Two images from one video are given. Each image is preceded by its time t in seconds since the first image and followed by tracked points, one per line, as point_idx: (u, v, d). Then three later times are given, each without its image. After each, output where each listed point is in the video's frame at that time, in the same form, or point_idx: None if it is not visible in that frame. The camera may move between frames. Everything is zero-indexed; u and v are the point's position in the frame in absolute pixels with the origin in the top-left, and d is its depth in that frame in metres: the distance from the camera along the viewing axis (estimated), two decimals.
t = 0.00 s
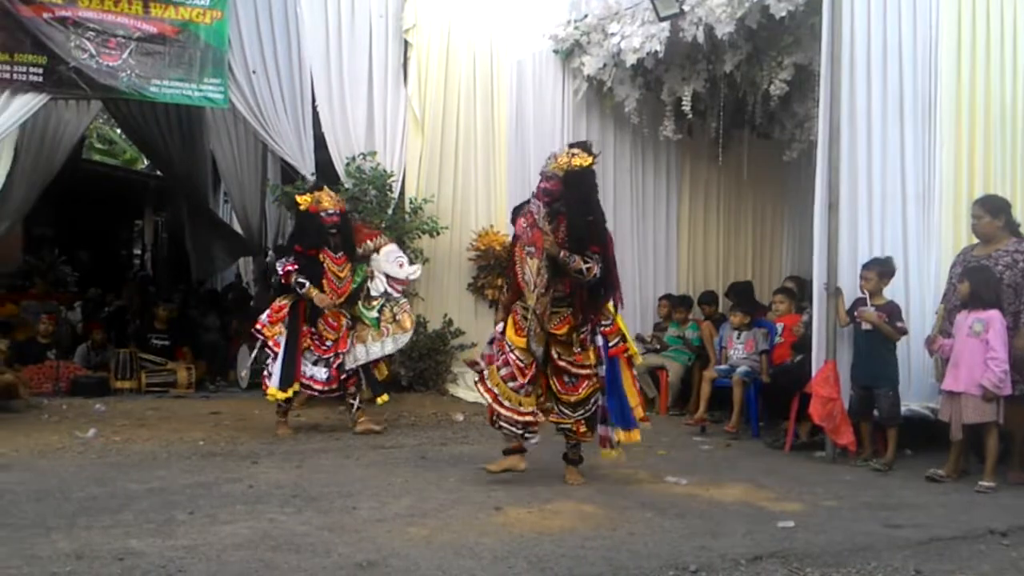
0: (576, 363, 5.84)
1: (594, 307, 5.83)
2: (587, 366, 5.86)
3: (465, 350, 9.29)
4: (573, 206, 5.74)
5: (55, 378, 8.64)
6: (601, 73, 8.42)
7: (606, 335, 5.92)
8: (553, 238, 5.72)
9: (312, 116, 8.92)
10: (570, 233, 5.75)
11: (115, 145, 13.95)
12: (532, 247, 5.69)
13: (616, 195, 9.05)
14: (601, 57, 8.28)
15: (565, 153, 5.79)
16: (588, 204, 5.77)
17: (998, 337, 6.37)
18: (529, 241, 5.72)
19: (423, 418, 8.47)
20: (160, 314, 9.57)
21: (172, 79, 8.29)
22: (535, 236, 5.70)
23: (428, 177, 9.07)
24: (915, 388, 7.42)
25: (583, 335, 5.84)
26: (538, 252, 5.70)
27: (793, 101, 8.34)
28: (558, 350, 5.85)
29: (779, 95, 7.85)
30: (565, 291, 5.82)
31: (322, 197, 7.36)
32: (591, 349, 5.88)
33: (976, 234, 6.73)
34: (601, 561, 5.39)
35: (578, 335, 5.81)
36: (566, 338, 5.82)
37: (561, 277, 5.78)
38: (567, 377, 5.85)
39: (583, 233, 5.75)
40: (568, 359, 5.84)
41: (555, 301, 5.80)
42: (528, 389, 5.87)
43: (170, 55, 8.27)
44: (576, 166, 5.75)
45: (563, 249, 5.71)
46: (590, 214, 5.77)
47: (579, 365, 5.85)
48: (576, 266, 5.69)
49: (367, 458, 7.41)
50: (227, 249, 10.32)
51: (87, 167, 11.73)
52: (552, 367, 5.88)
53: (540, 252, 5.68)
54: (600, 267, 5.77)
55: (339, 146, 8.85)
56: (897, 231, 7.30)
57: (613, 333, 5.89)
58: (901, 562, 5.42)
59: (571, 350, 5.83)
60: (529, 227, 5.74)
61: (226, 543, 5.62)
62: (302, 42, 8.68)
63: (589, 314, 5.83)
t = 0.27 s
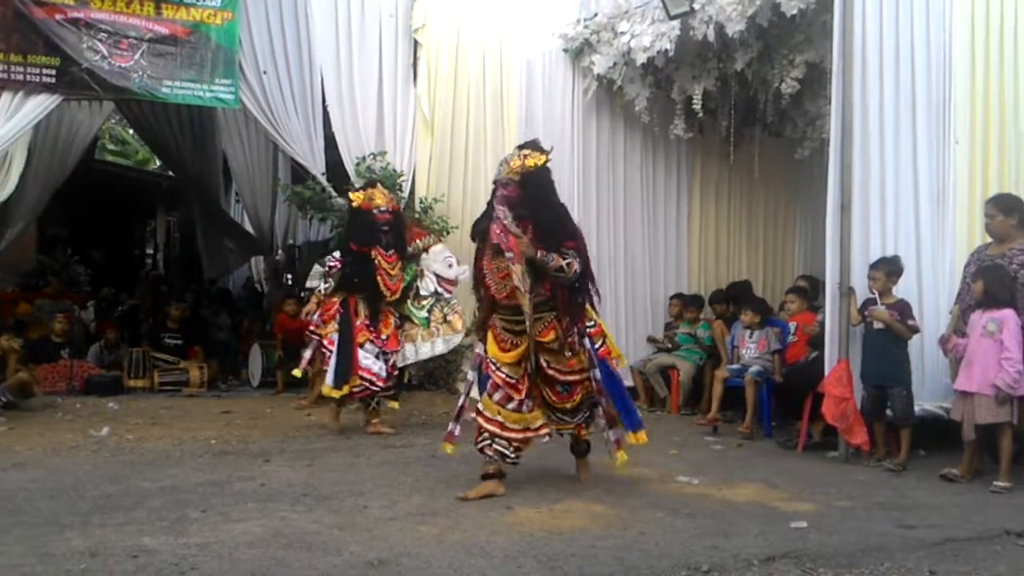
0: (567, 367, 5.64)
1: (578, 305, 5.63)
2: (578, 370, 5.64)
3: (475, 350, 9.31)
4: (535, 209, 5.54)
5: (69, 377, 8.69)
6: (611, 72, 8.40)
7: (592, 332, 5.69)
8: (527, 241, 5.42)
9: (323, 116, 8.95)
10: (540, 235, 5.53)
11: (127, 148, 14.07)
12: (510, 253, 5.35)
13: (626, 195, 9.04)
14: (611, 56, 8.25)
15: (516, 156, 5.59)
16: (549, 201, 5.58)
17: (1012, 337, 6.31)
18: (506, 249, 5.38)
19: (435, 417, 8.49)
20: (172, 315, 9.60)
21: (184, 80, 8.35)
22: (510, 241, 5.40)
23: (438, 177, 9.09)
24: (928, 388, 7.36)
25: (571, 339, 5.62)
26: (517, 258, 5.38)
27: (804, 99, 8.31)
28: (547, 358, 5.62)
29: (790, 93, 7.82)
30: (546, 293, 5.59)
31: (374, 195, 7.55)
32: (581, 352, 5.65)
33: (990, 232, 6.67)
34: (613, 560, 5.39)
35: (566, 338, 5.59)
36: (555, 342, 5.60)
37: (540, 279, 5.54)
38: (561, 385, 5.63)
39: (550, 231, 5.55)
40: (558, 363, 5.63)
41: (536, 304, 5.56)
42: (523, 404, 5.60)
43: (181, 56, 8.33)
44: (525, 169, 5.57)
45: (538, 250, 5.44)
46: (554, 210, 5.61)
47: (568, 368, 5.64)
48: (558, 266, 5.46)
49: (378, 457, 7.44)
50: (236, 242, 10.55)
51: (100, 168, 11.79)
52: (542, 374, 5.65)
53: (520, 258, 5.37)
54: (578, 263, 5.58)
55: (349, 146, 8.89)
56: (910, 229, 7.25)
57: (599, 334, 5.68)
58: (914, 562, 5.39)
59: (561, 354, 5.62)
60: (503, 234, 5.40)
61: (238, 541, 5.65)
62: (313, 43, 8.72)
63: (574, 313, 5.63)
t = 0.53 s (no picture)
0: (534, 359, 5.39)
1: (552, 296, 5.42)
2: (548, 360, 5.38)
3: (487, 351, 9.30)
4: (508, 195, 5.36)
5: (85, 376, 8.78)
6: (625, 72, 8.39)
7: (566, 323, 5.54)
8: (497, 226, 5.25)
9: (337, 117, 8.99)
10: (508, 221, 5.38)
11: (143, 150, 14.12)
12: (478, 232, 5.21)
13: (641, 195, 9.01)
14: (624, 55, 8.24)
15: (492, 141, 5.37)
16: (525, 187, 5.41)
17: None
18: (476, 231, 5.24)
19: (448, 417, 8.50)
20: (190, 313, 9.51)
21: (199, 80, 8.39)
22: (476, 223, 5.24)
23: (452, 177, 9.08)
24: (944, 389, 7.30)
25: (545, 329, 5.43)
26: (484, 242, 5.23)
27: (820, 98, 8.27)
28: (519, 348, 5.43)
29: (806, 92, 7.78)
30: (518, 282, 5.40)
31: (414, 198, 7.35)
32: (551, 341, 5.41)
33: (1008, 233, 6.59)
34: (627, 561, 5.37)
35: (540, 328, 5.36)
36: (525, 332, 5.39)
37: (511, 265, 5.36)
38: (531, 375, 5.38)
39: (523, 215, 5.39)
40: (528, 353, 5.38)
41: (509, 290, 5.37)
42: (494, 397, 5.44)
43: (197, 56, 8.38)
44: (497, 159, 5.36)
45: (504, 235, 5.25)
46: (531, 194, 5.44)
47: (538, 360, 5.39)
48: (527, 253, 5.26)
49: (391, 457, 7.45)
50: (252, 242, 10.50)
51: (116, 169, 11.82)
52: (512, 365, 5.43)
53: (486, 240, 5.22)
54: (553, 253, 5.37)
55: (363, 147, 8.89)
56: (927, 228, 7.20)
57: (575, 324, 5.57)
58: (930, 564, 5.35)
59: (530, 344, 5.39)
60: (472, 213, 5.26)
61: (253, 539, 5.67)
62: (327, 42, 8.75)
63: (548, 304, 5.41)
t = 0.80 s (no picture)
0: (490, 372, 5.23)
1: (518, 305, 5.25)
2: (506, 371, 5.22)
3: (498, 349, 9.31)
4: (476, 200, 5.12)
5: (102, 373, 8.90)
6: (636, 68, 8.28)
7: (531, 333, 5.29)
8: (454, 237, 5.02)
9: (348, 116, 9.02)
10: (475, 229, 5.13)
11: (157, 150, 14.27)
12: (421, 247, 5.06)
13: (654, 194, 8.95)
14: (636, 52, 8.12)
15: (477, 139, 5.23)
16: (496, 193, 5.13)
17: None
18: (417, 249, 5.08)
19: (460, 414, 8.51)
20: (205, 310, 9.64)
21: (212, 81, 8.45)
22: (423, 239, 5.06)
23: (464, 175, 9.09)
24: (962, 387, 7.19)
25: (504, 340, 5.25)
26: (432, 256, 5.10)
27: (835, 94, 8.15)
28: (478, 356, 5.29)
29: (821, 88, 7.70)
30: (484, 289, 5.29)
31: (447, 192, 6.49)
32: (512, 352, 5.24)
33: None
34: (638, 559, 5.36)
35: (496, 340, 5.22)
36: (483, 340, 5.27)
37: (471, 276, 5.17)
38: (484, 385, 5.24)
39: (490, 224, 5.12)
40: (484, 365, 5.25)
41: (460, 300, 5.27)
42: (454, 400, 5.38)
43: (210, 57, 8.44)
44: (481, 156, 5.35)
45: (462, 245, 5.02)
46: (497, 201, 5.14)
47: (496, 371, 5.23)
48: (484, 267, 5.04)
49: (403, 454, 7.48)
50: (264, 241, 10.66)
51: (131, 168, 11.91)
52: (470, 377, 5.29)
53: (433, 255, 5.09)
54: (521, 263, 5.11)
55: (376, 146, 8.93)
56: (945, 226, 7.08)
57: (538, 337, 5.28)
58: (946, 563, 5.29)
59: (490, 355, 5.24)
60: (413, 229, 5.06)
61: (267, 535, 5.73)
62: (337, 41, 8.78)
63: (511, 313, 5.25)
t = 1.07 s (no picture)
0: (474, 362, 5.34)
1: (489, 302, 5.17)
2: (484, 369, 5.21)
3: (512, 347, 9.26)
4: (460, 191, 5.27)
5: (119, 369, 9.00)
6: (652, 63, 8.24)
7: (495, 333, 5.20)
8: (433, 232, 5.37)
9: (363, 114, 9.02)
10: (454, 221, 5.29)
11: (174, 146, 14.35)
12: (400, 246, 5.35)
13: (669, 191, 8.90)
14: (652, 47, 8.10)
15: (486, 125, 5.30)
16: (482, 184, 5.25)
17: None
18: (395, 248, 5.35)
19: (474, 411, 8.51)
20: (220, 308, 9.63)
21: (227, 78, 8.48)
22: (403, 238, 5.37)
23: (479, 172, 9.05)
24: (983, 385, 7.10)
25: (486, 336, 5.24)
26: (411, 255, 5.37)
27: (853, 87, 8.08)
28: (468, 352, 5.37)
29: (839, 82, 7.63)
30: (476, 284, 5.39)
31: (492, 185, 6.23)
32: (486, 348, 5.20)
33: None
34: (654, 557, 5.34)
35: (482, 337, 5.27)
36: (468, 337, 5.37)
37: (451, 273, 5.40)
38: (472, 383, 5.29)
39: (464, 216, 5.27)
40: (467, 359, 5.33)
41: (449, 295, 5.44)
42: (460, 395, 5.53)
43: (225, 55, 8.47)
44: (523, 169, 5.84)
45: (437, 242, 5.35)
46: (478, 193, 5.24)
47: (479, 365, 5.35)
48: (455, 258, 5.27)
49: (417, 451, 7.49)
50: (278, 238, 10.62)
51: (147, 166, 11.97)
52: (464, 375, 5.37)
53: (412, 254, 5.36)
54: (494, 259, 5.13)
55: (388, 142, 8.88)
56: (964, 221, 7.00)
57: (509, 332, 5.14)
58: (966, 563, 5.23)
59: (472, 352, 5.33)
60: (393, 230, 5.37)
61: (282, 531, 5.75)
62: (351, 37, 8.78)
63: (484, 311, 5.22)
